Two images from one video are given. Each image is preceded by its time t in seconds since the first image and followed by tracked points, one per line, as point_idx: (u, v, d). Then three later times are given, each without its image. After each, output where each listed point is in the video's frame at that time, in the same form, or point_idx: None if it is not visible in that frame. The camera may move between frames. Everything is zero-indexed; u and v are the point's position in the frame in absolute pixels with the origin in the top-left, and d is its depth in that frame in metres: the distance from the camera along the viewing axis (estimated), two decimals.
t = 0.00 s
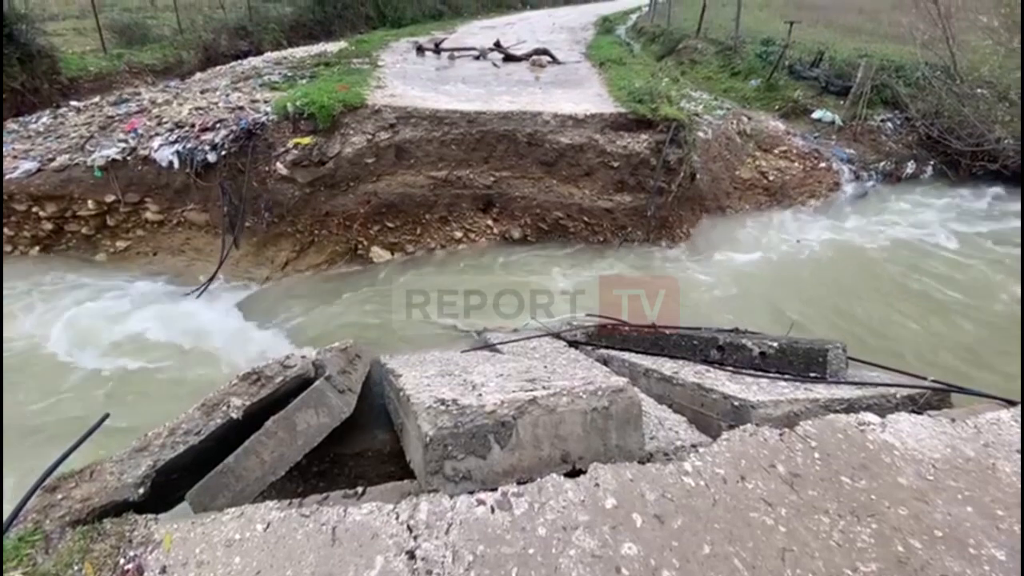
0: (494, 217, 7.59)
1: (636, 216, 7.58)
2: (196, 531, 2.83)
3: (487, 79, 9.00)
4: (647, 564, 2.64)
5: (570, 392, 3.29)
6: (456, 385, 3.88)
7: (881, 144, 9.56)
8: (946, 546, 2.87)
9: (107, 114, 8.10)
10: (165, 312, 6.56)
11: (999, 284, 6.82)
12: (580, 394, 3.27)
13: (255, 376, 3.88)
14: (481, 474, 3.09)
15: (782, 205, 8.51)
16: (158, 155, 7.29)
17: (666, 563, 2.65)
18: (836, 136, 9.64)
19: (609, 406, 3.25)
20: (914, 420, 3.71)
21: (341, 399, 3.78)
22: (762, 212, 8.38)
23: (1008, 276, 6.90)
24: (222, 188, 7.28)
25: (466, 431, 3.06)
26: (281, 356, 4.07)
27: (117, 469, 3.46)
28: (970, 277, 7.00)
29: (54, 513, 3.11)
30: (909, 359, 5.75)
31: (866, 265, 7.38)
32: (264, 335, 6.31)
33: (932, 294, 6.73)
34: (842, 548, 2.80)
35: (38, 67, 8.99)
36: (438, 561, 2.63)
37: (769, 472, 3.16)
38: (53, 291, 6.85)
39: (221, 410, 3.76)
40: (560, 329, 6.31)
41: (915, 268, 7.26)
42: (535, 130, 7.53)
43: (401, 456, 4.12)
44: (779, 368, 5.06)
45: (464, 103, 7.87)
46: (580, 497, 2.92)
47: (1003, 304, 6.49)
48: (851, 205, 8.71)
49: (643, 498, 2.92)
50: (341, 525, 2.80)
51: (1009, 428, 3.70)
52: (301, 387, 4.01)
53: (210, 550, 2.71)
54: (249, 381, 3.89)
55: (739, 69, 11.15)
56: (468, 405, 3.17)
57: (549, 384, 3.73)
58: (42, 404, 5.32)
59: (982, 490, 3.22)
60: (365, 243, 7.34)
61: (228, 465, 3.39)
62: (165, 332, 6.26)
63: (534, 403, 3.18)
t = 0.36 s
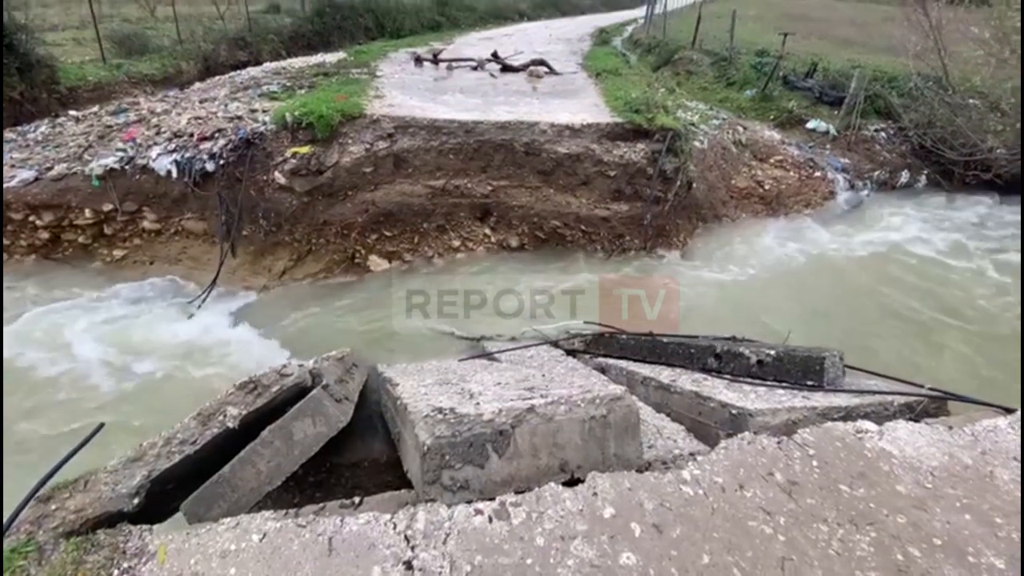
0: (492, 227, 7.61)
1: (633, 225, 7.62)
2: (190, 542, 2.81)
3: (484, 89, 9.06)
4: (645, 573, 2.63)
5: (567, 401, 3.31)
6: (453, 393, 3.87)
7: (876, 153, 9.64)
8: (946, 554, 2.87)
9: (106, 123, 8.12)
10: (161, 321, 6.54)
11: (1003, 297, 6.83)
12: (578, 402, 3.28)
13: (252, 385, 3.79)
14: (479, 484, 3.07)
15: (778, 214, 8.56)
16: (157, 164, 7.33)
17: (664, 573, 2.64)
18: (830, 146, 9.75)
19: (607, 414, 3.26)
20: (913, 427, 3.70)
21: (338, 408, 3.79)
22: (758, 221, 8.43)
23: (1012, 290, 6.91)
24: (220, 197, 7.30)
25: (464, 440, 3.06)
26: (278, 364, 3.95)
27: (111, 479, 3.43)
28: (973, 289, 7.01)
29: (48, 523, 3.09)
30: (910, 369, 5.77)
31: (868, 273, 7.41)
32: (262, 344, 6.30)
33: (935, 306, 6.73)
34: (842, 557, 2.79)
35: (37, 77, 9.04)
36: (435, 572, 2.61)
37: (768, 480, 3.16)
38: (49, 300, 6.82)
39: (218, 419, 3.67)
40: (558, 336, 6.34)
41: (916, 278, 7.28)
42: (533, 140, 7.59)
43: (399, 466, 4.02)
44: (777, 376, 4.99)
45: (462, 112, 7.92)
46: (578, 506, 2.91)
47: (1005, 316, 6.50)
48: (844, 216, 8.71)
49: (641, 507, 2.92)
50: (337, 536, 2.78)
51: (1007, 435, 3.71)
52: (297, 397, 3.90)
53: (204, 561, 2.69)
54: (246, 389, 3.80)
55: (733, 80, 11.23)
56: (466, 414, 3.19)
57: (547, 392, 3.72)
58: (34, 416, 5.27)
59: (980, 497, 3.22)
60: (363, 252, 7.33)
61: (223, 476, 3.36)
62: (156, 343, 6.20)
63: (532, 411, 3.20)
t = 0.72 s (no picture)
0: (489, 238, 7.65)
1: (630, 236, 7.67)
2: (184, 556, 2.79)
3: (482, 102, 9.16)
4: None
5: (566, 412, 3.31)
6: (451, 405, 3.86)
7: (869, 165, 9.86)
8: (944, 564, 2.88)
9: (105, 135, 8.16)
10: (156, 332, 6.54)
11: (1000, 308, 6.85)
12: (575, 413, 3.29)
13: (247, 398, 3.85)
14: (475, 496, 3.07)
15: (772, 225, 8.64)
16: (155, 175, 7.34)
17: None
18: (824, 159, 9.93)
19: (604, 425, 3.28)
20: (910, 437, 3.72)
21: (334, 420, 3.74)
22: (754, 232, 8.50)
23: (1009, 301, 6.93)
24: (218, 209, 7.32)
25: (461, 451, 3.06)
26: (274, 376, 3.98)
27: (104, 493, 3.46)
28: (971, 300, 7.04)
29: (40, 539, 3.07)
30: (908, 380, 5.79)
31: (865, 284, 7.46)
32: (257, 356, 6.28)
33: (933, 317, 6.76)
34: (840, 569, 2.80)
35: (37, 90, 9.11)
36: None
37: (766, 491, 3.16)
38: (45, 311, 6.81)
39: (213, 431, 3.73)
40: (555, 347, 6.37)
41: (912, 288, 7.33)
42: (530, 152, 7.64)
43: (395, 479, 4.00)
44: (774, 387, 5.01)
45: (459, 125, 7.99)
46: (576, 518, 2.90)
47: (1002, 327, 6.54)
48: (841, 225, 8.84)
49: (639, 519, 2.92)
50: (333, 549, 2.76)
51: (1004, 445, 3.72)
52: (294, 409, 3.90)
53: None
54: (242, 402, 3.86)
55: (728, 94, 11.41)
56: (463, 425, 3.18)
57: (544, 403, 3.72)
58: (26, 427, 5.22)
59: (978, 508, 3.23)
60: (360, 263, 7.38)
61: (218, 489, 3.37)
62: (150, 354, 6.20)
63: (529, 423, 3.20)
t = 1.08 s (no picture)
0: (487, 252, 7.69)
1: (627, 249, 7.71)
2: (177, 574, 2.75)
3: (480, 118, 9.26)
4: None
5: (564, 425, 3.27)
6: (448, 420, 3.84)
7: (863, 179, 9.84)
8: None
9: (104, 150, 8.21)
10: (152, 346, 6.54)
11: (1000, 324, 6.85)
12: (574, 427, 3.25)
13: (244, 412, 3.81)
14: (473, 512, 3.04)
15: (767, 239, 8.71)
16: (153, 191, 7.38)
17: None
18: (818, 173, 9.96)
19: (603, 439, 3.23)
20: (909, 450, 3.71)
21: (331, 436, 3.74)
22: (749, 246, 8.56)
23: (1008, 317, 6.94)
24: (216, 224, 7.34)
25: (458, 466, 3.02)
26: (270, 392, 3.96)
27: (96, 510, 3.54)
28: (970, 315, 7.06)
29: (31, 557, 3.22)
30: (906, 394, 5.79)
31: (865, 297, 7.48)
32: (254, 371, 6.25)
33: (932, 333, 6.77)
34: None
35: (37, 106, 9.20)
36: None
37: (765, 505, 3.16)
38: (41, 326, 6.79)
39: (209, 446, 3.73)
40: (553, 362, 6.32)
41: (910, 303, 7.36)
42: (527, 167, 7.71)
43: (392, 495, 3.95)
44: (772, 401, 5.00)
45: (458, 141, 8.07)
46: (574, 534, 2.89)
47: (1001, 343, 6.55)
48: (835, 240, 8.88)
49: (637, 534, 2.91)
50: (328, 567, 2.74)
51: (1002, 458, 3.71)
52: (291, 423, 3.90)
53: None
54: (237, 417, 3.83)
55: (722, 110, 11.55)
56: (460, 439, 3.15)
57: (541, 418, 3.69)
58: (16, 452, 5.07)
59: (977, 521, 3.23)
60: (358, 277, 7.39)
61: (213, 505, 3.32)
62: (139, 372, 6.14)
63: (527, 437, 3.16)
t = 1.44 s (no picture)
0: (484, 267, 7.70)
1: (624, 265, 7.75)
2: None
3: (477, 136, 9.38)
4: None
5: (562, 442, 3.26)
6: (445, 437, 3.83)
7: (856, 196, 10.01)
8: None
9: (104, 169, 8.28)
10: (146, 364, 6.53)
11: (997, 335, 6.89)
12: (572, 444, 3.25)
13: (240, 430, 3.80)
14: (470, 531, 3.02)
15: (764, 255, 8.75)
16: (152, 209, 7.41)
17: None
18: (812, 190, 10.09)
19: (602, 456, 3.22)
20: (908, 466, 3.70)
21: (327, 454, 3.72)
22: (745, 262, 8.61)
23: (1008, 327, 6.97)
24: (215, 241, 7.38)
25: (455, 485, 3.01)
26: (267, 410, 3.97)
27: (88, 531, 3.57)
28: (968, 328, 7.10)
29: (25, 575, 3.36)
30: (906, 409, 5.82)
31: (863, 311, 7.55)
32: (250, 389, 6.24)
33: (929, 348, 6.77)
34: None
35: (38, 124, 9.28)
36: None
37: (765, 522, 3.14)
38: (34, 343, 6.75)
39: (203, 464, 3.70)
40: (551, 379, 6.30)
41: (907, 318, 7.37)
42: (524, 185, 7.80)
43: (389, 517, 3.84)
44: (771, 417, 5.02)
45: (455, 159, 8.16)
46: (573, 554, 2.86)
47: (999, 356, 6.52)
48: (830, 255, 8.96)
49: (637, 552, 2.89)
50: None
51: (1002, 474, 3.69)
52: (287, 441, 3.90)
53: None
54: (233, 435, 3.81)
55: (716, 127, 11.70)
56: (457, 458, 3.14)
57: (540, 435, 3.68)
58: (8, 473, 5.00)
59: (978, 537, 3.20)
60: (356, 293, 7.39)
61: (207, 527, 3.30)
62: (132, 390, 6.13)
63: (525, 454, 3.15)
